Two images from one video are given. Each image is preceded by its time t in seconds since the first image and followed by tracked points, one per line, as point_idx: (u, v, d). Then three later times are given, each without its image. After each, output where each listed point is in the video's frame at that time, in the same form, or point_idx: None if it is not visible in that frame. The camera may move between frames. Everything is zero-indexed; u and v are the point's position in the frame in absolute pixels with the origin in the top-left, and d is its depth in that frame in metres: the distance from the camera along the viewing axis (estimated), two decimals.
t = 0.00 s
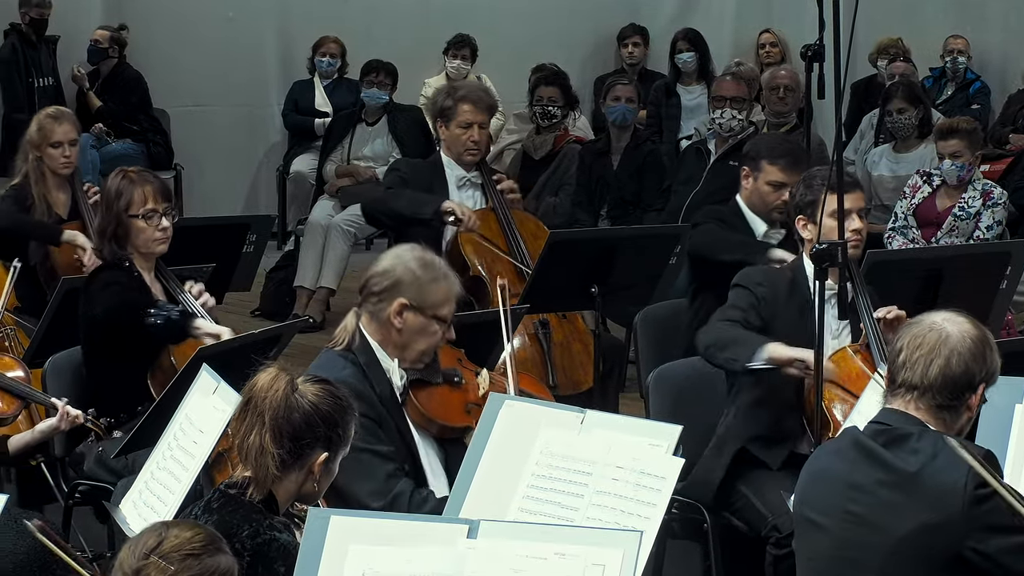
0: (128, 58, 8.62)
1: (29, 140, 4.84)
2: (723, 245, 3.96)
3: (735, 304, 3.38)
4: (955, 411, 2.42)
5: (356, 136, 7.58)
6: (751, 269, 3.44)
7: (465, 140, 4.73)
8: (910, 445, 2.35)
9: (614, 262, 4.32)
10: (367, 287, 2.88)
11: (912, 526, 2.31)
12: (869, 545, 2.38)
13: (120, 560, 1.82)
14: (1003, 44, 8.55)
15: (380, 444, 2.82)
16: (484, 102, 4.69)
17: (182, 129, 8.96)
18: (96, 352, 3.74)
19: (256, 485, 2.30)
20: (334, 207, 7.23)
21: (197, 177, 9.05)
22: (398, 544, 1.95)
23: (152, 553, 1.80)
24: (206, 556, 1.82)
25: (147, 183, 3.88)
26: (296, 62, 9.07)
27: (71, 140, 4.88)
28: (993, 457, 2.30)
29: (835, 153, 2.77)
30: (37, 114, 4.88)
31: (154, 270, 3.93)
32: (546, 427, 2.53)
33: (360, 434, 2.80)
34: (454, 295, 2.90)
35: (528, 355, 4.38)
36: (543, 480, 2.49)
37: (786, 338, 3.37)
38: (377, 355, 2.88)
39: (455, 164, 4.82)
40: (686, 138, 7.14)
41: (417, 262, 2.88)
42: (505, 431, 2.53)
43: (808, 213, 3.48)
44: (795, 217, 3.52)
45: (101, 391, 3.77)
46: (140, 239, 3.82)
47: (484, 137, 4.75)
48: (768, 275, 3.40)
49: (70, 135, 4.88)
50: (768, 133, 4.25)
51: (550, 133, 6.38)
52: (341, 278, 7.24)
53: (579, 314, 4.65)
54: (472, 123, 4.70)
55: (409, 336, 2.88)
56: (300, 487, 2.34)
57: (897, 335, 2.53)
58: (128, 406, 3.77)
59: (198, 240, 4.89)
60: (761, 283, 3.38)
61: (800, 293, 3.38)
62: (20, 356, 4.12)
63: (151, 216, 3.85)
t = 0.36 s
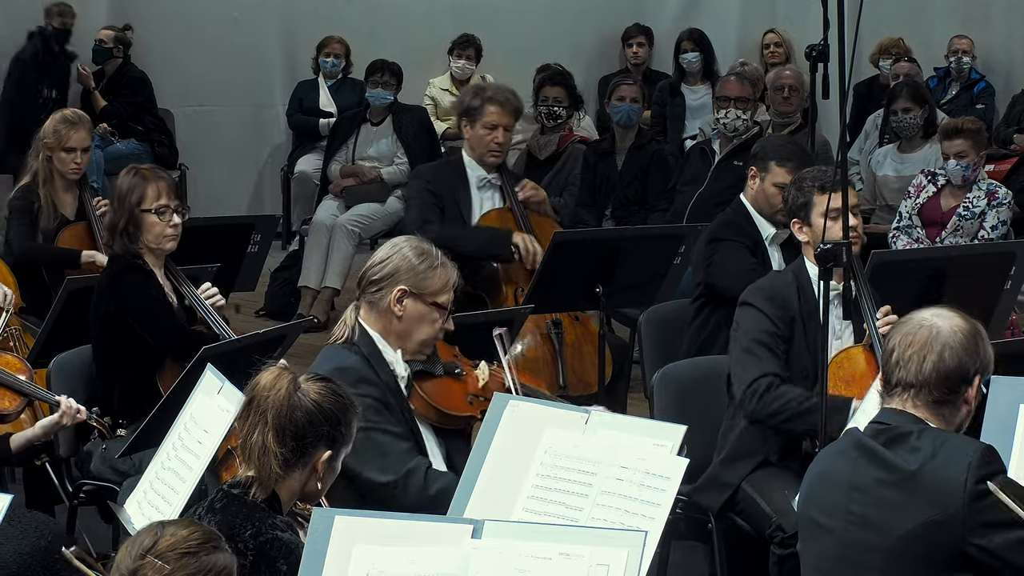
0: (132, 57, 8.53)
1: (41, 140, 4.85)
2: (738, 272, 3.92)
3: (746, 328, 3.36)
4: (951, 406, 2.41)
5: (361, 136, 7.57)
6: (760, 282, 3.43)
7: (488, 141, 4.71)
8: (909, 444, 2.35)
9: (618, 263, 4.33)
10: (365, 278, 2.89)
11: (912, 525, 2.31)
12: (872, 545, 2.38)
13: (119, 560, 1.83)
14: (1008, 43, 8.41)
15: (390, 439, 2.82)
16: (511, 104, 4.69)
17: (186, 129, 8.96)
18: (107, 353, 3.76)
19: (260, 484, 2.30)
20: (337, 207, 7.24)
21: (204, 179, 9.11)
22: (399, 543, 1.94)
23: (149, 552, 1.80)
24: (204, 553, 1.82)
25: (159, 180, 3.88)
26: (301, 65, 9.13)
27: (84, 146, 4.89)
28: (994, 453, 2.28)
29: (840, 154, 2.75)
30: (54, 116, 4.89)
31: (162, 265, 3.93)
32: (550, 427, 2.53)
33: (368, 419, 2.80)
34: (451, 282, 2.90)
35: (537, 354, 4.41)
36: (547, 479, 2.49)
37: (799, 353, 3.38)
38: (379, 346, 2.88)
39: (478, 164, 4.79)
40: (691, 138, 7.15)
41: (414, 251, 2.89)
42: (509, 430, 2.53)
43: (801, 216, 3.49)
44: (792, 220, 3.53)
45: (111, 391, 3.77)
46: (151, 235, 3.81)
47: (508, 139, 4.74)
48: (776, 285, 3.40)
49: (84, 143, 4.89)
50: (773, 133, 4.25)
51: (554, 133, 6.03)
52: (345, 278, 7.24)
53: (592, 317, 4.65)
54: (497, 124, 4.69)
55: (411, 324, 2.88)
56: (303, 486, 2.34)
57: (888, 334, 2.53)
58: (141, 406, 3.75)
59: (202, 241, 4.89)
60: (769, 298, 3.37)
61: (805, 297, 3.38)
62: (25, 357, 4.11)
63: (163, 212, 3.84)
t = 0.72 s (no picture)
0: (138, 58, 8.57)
1: (34, 142, 4.85)
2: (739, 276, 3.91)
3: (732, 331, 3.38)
4: (962, 412, 2.41)
5: (365, 136, 7.52)
6: (750, 286, 3.43)
7: (498, 143, 4.71)
8: (917, 445, 2.34)
9: (622, 262, 4.33)
10: (391, 281, 2.91)
11: (917, 527, 2.30)
12: (878, 546, 2.38)
13: (125, 561, 1.82)
14: (1011, 43, 8.50)
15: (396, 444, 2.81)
16: (524, 109, 4.67)
17: (191, 129, 8.99)
18: (111, 353, 3.76)
19: (265, 485, 2.30)
20: (342, 207, 7.26)
21: (211, 178, 9.14)
22: (404, 543, 1.94)
23: (157, 554, 1.79)
24: (212, 554, 1.82)
25: (176, 182, 3.87)
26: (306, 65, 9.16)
27: (77, 144, 4.88)
28: (1000, 457, 2.28)
29: (844, 153, 2.76)
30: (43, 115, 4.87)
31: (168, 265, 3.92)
32: (556, 428, 2.53)
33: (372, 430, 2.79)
34: (477, 290, 2.92)
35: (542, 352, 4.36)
36: (553, 480, 2.49)
37: (793, 350, 3.39)
38: (401, 351, 2.90)
39: (484, 164, 4.79)
40: (695, 138, 7.15)
41: (441, 257, 2.90)
42: (515, 431, 2.52)
43: (795, 216, 3.47)
44: (786, 220, 3.52)
45: (116, 392, 3.78)
46: (159, 236, 3.81)
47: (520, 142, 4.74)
48: (765, 290, 3.40)
49: (76, 140, 4.88)
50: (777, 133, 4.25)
51: (558, 133, 6.04)
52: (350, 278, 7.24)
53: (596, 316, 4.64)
54: (508, 126, 4.69)
55: (433, 331, 2.90)
56: (308, 487, 2.34)
57: (904, 335, 2.52)
58: (145, 405, 3.77)
59: (205, 240, 4.89)
60: (756, 303, 3.37)
61: (798, 297, 3.39)
62: (29, 356, 4.12)
63: (174, 214, 3.83)
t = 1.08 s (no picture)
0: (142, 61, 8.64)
1: (28, 145, 4.81)
2: (738, 269, 3.95)
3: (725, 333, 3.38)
4: (958, 407, 2.41)
5: (370, 137, 7.57)
6: (742, 288, 3.44)
7: (480, 141, 4.70)
8: (918, 444, 2.34)
9: (628, 261, 4.33)
10: (414, 277, 2.92)
11: (920, 526, 2.30)
12: (881, 546, 2.38)
13: (124, 559, 1.82)
14: (1017, 43, 8.42)
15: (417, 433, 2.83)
16: (503, 104, 4.66)
17: (194, 129, 9.01)
18: (116, 354, 3.76)
19: (269, 483, 2.30)
20: (347, 207, 7.25)
21: (214, 179, 9.14)
22: (406, 543, 1.94)
23: (155, 552, 1.79)
24: (210, 551, 1.82)
25: (180, 183, 3.89)
26: (309, 63, 9.14)
27: (68, 141, 4.84)
28: (1002, 454, 2.28)
29: (848, 153, 2.75)
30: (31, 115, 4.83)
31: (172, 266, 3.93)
32: (559, 428, 2.51)
33: (395, 421, 2.81)
34: (499, 290, 2.93)
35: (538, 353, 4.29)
36: (556, 479, 2.48)
37: (787, 347, 3.38)
38: (421, 346, 2.91)
39: (467, 164, 4.81)
40: (700, 138, 7.17)
41: (464, 256, 2.91)
42: (519, 430, 2.51)
43: (790, 217, 3.49)
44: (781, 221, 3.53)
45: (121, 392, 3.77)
46: (163, 236, 3.82)
47: (501, 138, 4.73)
48: (757, 291, 3.41)
49: (67, 136, 4.84)
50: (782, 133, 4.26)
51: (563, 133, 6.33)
52: (354, 279, 7.22)
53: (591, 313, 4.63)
54: (488, 124, 4.68)
55: (454, 327, 2.91)
56: (311, 484, 2.34)
57: (896, 334, 2.52)
58: (150, 405, 3.76)
59: (207, 240, 4.87)
60: (750, 304, 3.39)
61: (792, 301, 3.40)
62: (33, 358, 4.12)
63: (179, 215, 3.85)
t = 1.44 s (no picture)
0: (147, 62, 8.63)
1: (28, 147, 4.87)
2: (739, 269, 3.94)
3: (726, 331, 3.38)
4: (979, 416, 2.42)
5: (375, 136, 7.56)
6: (743, 286, 3.45)
7: (473, 142, 4.70)
8: (934, 445, 2.35)
9: (632, 261, 4.33)
10: (430, 282, 2.92)
11: (930, 527, 2.30)
12: (890, 547, 2.38)
13: (143, 559, 1.83)
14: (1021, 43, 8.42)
15: (419, 444, 2.82)
16: (492, 103, 4.67)
17: (199, 128, 9.00)
18: (118, 354, 3.76)
19: (272, 485, 2.30)
20: (351, 206, 7.24)
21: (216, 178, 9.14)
22: (414, 543, 1.94)
23: (175, 553, 1.80)
24: (229, 555, 1.82)
25: (182, 183, 3.89)
26: (314, 64, 9.18)
27: (68, 139, 4.89)
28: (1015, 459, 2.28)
29: (852, 154, 2.76)
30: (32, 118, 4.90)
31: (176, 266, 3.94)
32: (564, 428, 2.52)
33: (401, 430, 2.82)
34: (513, 297, 2.94)
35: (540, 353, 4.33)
36: (560, 479, 2.48)
37: (788, 350, 3.38)
38: (432, 351, 2.94)
39: (462, 164, 4.79)
40: (704, 138, 7.17)
41: (481, 263, 2.91)
42: (524, 430, 2.51)
43: (799, 215, 3.46)
44: (789, 219, 3.51)
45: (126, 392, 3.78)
46: (165, 237, 3.83)
47: (492, 137, 4.74)
48: (759, 291, 3.42)
49: (67, 135, 4.89)
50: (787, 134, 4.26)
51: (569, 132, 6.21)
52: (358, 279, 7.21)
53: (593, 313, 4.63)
54: (480, 123, 4.68)
55: (467, 334, 2.94)
56: (315, 488, 2.35)
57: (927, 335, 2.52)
58: (152, 404, 3.76)
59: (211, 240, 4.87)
60: (751, 303, 3.40)
61: (795, 298, 3.40)
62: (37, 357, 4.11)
63: (181, 216, 3.85)
